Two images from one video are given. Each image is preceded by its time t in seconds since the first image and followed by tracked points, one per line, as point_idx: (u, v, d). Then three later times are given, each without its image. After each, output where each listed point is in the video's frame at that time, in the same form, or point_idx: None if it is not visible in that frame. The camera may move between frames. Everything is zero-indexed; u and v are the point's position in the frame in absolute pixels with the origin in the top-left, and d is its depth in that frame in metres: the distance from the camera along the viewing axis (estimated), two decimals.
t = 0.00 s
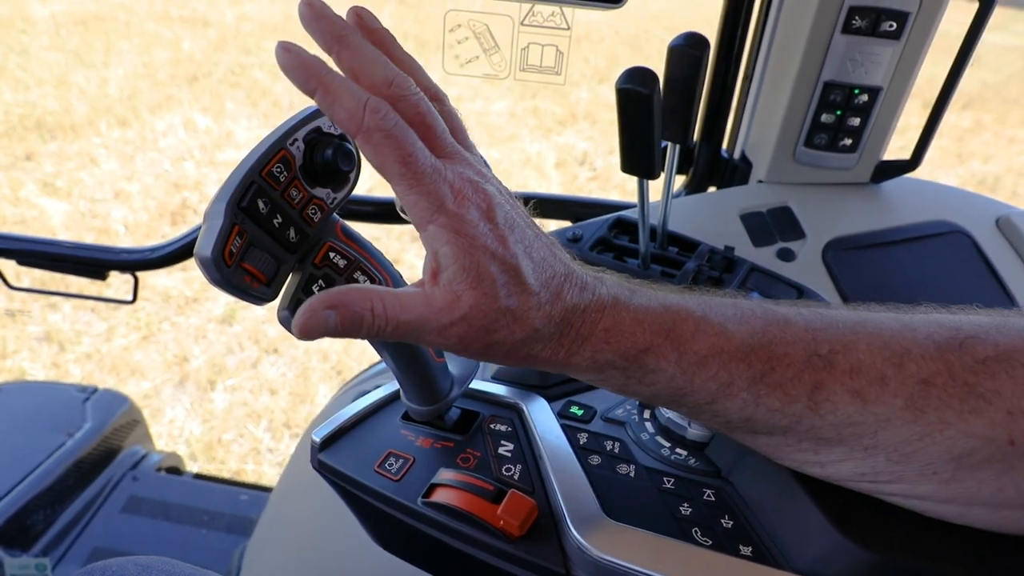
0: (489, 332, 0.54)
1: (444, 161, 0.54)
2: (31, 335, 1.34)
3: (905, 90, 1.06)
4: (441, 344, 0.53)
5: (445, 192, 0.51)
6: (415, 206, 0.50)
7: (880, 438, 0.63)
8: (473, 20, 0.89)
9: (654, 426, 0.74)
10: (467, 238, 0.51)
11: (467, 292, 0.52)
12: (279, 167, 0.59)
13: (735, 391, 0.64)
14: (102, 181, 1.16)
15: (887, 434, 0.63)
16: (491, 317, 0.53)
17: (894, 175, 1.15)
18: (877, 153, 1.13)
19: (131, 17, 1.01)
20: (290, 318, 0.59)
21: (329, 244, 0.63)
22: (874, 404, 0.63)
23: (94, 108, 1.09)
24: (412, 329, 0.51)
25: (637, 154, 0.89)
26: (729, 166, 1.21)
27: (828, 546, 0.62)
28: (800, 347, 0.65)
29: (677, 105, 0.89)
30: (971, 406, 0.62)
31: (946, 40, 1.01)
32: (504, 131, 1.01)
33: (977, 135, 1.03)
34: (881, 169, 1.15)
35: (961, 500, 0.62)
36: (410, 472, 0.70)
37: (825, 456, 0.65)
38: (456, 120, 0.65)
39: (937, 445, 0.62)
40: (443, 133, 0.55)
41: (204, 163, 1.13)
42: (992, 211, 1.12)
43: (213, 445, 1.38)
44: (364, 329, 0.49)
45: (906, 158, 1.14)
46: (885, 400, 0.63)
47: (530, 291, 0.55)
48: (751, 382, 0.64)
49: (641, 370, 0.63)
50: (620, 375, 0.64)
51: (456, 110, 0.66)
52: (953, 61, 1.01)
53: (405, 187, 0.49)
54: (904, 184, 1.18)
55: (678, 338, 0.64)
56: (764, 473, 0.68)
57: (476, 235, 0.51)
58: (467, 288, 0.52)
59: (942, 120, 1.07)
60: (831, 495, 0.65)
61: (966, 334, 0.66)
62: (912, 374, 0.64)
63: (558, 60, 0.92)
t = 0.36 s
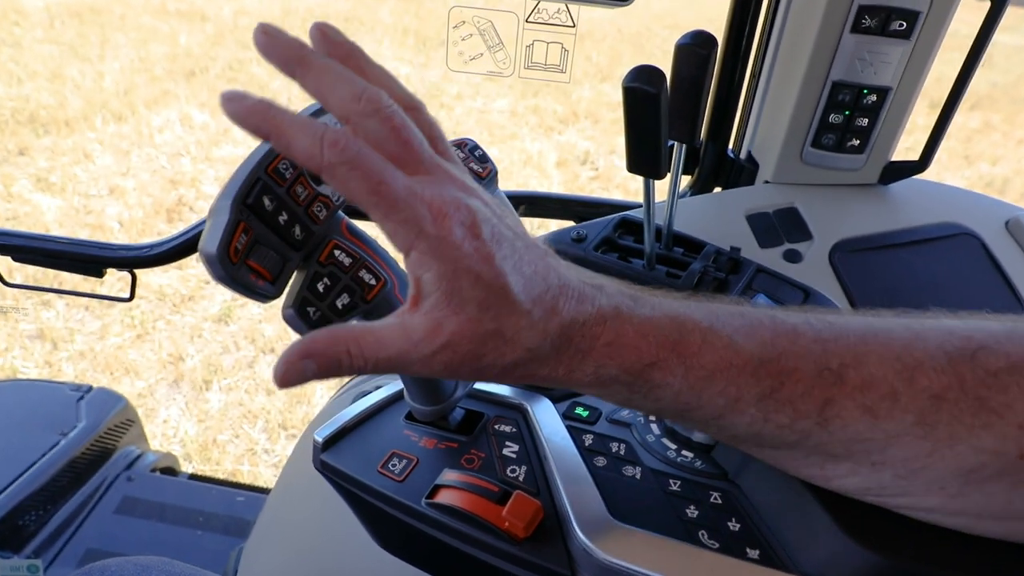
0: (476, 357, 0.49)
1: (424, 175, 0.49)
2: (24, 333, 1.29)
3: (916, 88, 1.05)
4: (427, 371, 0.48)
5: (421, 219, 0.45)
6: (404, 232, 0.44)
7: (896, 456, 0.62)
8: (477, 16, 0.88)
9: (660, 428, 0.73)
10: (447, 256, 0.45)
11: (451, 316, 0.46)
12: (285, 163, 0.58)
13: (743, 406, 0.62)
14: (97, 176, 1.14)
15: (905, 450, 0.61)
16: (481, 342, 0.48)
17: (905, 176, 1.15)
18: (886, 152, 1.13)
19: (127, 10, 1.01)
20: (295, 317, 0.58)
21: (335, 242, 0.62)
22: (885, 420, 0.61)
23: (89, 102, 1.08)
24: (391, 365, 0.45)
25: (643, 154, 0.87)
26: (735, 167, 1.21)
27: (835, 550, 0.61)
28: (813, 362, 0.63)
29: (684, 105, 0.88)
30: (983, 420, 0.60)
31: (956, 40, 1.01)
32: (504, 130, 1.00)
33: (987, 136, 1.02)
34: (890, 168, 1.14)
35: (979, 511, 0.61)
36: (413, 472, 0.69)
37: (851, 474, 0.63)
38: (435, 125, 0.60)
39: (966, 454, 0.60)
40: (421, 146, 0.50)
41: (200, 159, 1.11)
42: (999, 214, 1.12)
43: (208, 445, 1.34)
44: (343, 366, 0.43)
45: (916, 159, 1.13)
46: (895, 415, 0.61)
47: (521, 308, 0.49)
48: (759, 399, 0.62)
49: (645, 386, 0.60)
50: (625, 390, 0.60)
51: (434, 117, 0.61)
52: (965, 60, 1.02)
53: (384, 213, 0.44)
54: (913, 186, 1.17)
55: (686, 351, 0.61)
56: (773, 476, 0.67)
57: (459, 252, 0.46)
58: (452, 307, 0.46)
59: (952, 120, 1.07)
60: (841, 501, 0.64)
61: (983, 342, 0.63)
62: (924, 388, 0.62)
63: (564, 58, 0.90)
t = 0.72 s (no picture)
0: (472, 328, 0.46)
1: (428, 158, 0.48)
2: (30, 329, 1.32)
3: (918, 91, 1.06)
4: (420, 341, 0.45)
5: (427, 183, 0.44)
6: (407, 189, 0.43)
7: (891, 450, 0.61)
8: (482, 18, 0.88)
9: (663, 425, 0.74)
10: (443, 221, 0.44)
11: (448, 281, 0.44)
12: (293, 162, 0.58)
13: (737, 395, 0.61)
14: (101, 175, 1.14)
15: (902, 446, 0.61)
16: (478, 311, 0.45)
17: (904, 179, 1.16)
18: (887, 155, 1.13)
19: (133, 10, 1.01)
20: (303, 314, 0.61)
21: (342, 240, 0.63)
22: (878, 415, 0.61)
23: (94, 101, 1.08)
24: (382, 328, 0.43)
25: (648, 157, 0.89)
26: (738, 168, 1.22)
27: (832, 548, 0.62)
28: (804, 355, 0.62)
29: (686, 107, 0.89)
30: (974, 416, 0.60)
31: (957, 44, 1.01)
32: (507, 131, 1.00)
33: (985, 140, 1.04)
34: (891, 170, 1.15)
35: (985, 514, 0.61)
36: (417, 468, 0.70)
37: (859, 470, 0.62)
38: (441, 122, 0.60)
39: (978, 457, 0.60)
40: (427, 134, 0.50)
41: (204, 159, 1.11)
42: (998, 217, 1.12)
43: (211, 442, 1.36)
44: (339, 323, 0.42)
45: (916, 161, 1.14)
46: (888, 411, 0.61)
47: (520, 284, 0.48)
48: (752, 388, 0.60)
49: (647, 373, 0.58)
50: (628, 378, 0.58)
51: (444, 110, 0.62)
52: (965, 66, 1.02)
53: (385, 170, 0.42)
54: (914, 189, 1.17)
55: (682, 338, 0.59)
56: (778, 474, 0.67)
57: (457, 220, 0.45)
58: (452, 273, 0.44)
59: (953, 123, 1.08)
60: (846, 501, 0.64)
61: (985, 343, 0.63)
62: (917, 383, 0.61)
63: (568, 60, 0.91)
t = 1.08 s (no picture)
0: (503, 306, 0.60)
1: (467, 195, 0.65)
2: (32, 328, 1.32)
3: (918, 93, 1.07)
4: (459, 318, 0.60)
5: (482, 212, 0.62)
6: (473, 212, 0.62)
7: (890, 452, 0.61)
8: (484, 20, 0.88)
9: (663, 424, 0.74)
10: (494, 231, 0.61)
11: (490, 272, 0.60)
12: (297, 161, 0.59)
13: (774, 396, 0.63)
14: (104, 175, 1.15)
15: (902, 447, 0.61)
16: (508, 293, 0.60)
17: (903, 181, 1.16)
18: (886, 157, 1.14)
19: (136, 11, 1.00)
20: (306, 313, 0.60)
21: (345, 239, 0.63)
22: (913, 418, 0.61)
23: (97, 103, 1.08)
24: (429, 305, 0.59)
25: (649, 158, 0.89)
26: (737, 170, 1.22)
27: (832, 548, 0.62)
28: (821, 359, 0.64)
29: (688, 109, 0.89)
30: (964, 413, 0.60)
31: (956, 47, 1.02)
32: (507, 132, 1.01)
33: (984, 142, 1.04)
34: (891, 172, 1.15)
35: (989, 521, 0.60)
36: (420, 466, 0.70)
37: (859, 478, 0.63)
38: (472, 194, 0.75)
39: (972, 467, 0.59)
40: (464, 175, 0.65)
41: (206, 159, 1.12)
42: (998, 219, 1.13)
43: (212, 441, 1.37)
44: (382, 293, 0.58)
45: (916, 162, 1.15)
46: (923, 414, 0.61)
47: (540, 275, 0.62)
48: (788, 388, 0.63)
49: (674, 373, 0.64)
50: (656, 374, 0.64)
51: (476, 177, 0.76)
52: (963, 70, 1.03)
53: (452, 204, 0.62)
54: (913, 191, 1.18)
55: (692, 342, 0.65)
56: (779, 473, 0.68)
57: (496, 228, 0.62)
58: (492, 265, 0.60)
59: (952, 127, 1.08)
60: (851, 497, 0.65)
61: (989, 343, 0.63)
62: (953, 386, 0.61)
63: (569, 61, 0.91)
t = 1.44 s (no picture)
0: (499, 300, 0.62)
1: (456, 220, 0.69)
2: (26, 331, 1.32)
3: (920, 92, 1.06)
4: (460, 314, 0.62)
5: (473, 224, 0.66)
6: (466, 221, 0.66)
7: (889, 443, 0.61)
8: (483, 20, 0.87)
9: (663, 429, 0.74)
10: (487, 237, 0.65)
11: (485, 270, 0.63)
12: (296, 164, 0.58)
13: (769, 382, 0.64)
14: (99, 176, 1.14)
15: (900, 438, 0.61)
16: (502, 287, 0.62)
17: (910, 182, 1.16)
18: (888, 158, 1.14)
19: (131, 9, 1.00)
20: (304, 317, 0.60)
21: (344, 243, 0.63)
22: (909, 406, 0.61)
23: (92, 102, 1.07)
24: (430, 301, 0.61)
25: (650, 159, 0.88)
26: (738, 172, 1.21)
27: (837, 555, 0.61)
28: (813, 349, 0.65)
29: (689, 111, 0.88)
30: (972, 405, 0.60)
31: (959, 45, 1.02)
32: (506, 132, 1.00)
33: (987, 143, 1.04)
34: (892, 173, 1.15)
35: (986, 521, 0.60)
36: (418, 471, 0.69)
37: (859, 473, 0.62)
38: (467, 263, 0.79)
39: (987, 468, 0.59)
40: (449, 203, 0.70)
41: (203, 160, 1.11)
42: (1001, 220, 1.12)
43: (208, 445, 1.37)
44: (384, 296, 0.60)
45: (918, 164, 1.14)
46: (918, 403, 0.61)
47: (529, 271, 0.65)
48: (783, 375, 0.64)
49: (672, 360, 0.65)
50: (654, 360, 0.65)
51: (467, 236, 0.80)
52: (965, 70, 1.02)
53: (445, 219, 0.66)
54: (915, 193, 1.18)
55: (685, 333, 0.66)
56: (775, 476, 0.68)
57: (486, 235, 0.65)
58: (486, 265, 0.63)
59: (954, 128, 1.08)
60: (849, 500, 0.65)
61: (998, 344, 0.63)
62: (948, 374, 0.61)
63: (569, 62, 0.91)
